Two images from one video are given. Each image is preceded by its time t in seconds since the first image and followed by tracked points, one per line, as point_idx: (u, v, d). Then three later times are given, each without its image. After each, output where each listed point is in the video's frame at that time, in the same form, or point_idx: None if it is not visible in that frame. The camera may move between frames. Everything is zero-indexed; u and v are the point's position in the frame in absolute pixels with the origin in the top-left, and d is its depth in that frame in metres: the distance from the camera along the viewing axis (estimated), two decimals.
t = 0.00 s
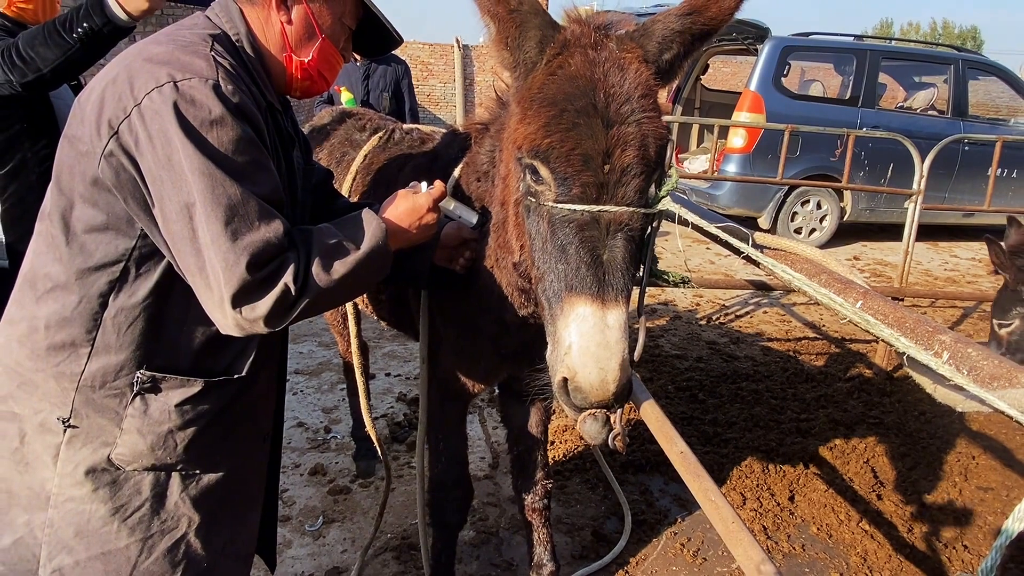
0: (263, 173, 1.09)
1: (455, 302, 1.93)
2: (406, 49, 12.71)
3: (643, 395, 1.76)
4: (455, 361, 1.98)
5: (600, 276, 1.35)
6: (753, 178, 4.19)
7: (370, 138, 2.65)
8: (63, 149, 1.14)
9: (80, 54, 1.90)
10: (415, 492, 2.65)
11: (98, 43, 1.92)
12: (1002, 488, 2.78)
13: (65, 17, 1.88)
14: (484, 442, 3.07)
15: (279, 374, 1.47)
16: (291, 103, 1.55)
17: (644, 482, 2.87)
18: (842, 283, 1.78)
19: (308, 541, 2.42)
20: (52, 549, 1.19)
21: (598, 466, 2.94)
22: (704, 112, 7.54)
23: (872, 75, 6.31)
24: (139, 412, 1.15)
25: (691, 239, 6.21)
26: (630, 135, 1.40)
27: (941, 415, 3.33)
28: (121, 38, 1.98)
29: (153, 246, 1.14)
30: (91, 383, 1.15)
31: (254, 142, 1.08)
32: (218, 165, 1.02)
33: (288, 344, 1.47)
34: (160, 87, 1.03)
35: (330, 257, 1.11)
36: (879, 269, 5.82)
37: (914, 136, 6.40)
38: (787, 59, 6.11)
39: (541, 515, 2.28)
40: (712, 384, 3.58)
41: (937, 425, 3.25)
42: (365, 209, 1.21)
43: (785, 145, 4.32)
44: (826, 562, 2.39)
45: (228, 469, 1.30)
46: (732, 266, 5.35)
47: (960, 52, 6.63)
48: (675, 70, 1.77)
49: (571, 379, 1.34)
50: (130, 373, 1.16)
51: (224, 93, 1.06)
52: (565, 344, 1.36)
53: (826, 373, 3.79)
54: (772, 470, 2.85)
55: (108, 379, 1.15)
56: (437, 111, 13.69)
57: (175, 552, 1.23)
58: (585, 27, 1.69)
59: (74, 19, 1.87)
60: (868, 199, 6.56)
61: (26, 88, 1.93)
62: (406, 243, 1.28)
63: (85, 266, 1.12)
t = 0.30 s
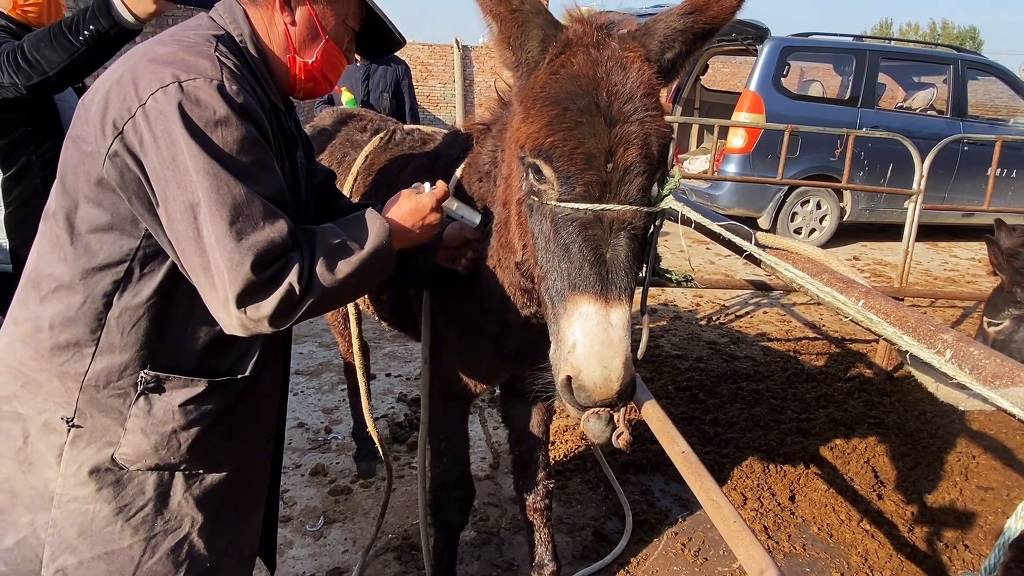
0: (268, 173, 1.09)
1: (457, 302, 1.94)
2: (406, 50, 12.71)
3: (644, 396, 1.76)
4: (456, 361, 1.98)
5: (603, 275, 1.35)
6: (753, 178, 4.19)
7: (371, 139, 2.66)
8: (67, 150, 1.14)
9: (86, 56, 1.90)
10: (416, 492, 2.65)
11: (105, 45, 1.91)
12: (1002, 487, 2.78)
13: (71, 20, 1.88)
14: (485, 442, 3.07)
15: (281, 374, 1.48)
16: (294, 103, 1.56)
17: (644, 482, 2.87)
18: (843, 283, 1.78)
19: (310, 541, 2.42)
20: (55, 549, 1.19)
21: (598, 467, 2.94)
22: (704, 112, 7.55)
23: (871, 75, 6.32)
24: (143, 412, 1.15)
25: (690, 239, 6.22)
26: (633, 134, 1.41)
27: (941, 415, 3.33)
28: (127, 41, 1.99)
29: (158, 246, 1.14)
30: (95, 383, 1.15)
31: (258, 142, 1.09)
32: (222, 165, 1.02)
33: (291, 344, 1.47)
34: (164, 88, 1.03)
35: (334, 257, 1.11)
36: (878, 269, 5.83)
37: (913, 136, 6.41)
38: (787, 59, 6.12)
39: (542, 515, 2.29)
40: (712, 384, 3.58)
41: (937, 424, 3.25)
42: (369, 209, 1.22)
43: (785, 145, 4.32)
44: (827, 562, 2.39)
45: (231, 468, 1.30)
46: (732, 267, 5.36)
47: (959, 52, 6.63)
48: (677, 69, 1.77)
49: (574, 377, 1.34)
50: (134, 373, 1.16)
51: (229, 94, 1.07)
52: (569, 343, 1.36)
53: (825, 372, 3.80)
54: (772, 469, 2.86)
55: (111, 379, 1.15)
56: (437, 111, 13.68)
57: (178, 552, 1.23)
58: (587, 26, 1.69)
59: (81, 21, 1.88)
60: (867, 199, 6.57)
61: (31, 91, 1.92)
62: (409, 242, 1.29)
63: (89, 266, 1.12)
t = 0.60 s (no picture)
0: (269, 174, 1.09)
1: (457, 302, 1.94)
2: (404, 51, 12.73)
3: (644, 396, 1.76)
4: (456, 361, 1.99)
5: (605, 274, 1.35)
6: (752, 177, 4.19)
7: (371, 139, 2.66)
8: (69, 151, 1.14)
9: (88, 57, 1.90)
10: (417, 493, 2.65)
11: (107, 46, 1.91)
12: (1001, 487, 2.79)
13: (74, 21, 1.87)
14: (485, 443, 3.07)
15: (282, 375, 1.48)
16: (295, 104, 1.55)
17: (644, 482, 2.87)
18: (843, 283, 1.79)
19: (310, 542, 2.42)
20: (57, 550, 1.19)
21: (599, 467, 2.94)
22: (702, 112, 7.57)
23: (870, 75, 6.32)
24: (144, 412, 1.15)
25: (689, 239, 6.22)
26: (634, 133, 1.41)
27: (941, 414, 3.34)
28: (129, 42, 1.98)
29: (160, 247, 1.14)
30: (96, 384, 1.15)
31: (260, 143, 1.09)
32: (225, 166, 1.02)
33: (292, 345, 1.47)
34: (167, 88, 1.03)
35: (336, 257, 1.11)
36: (877, 269, 5.83)
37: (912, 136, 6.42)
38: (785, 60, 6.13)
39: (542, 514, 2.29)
40: (712, 384, 3.58)
41: (936, 424, 3.26)
42: (370, 209, 1.22)
43: (784, 146, 4.32)
44: (827, 561, 2.39)
45: (233, 467, 1.30)
46: (731, 267, 5.37)
47: (958, 51, 6.63)
48: (677, 69, 1.77)
49: (575, 376, 1.34)
50: (136, 373, 1.16)
51: (231, 95, 1.07)
52: (570, 342, 1.36)
53: (824, 372, 3.80)
54: (772, 469, 2.86)
55: (113, 379, 1.15)
56: (435, 112, 13.68)
57: (180, 553, 1.23)
58: (588, 26, 1.69)
59: (83, 22, 1.88)
60: (866, 199, 6.58)
61: (33, 92, 1.92)
62: (411, 242, 1.29)
63: (92, 267, 1.13)
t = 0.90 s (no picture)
0: (267, 173, 1.09)
1: (456, 301, 1.94)
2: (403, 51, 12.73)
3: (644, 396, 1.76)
4: (455, 361, 1.99)
5: (603, 271, 1.35)
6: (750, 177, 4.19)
7: (369, 139, 2.66)
8: (67, 150, 1.14)
9: (89, 57, 1.90)
10: (416, 492, 2.65)
11: (106, 46, 1.91)
12: (1000, 485, 2.80)
13: (74, 21, 1.87)
14: (484, 442, 3.08)
15: (281, 375, 1.47)
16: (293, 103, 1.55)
17: (643, 481, 2.87)
18: (841, 281, 1.79)
19: (309, 542, 2.42)
20: (55, 550, 1.19)
21: (598, 466, 2.94)
22: (700, 112, 7.58)
23: (867, 75, 6.33)
24: (143, 412, 1.15)
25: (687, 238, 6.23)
26: (632, 130, 1.41)
27: (939, 413, 3.34)
28: (129, 42, 1.98)
29: (158, 246, 1.14)
30: (95, 383, 1.15)
31: (259, 141, 1.09)
32: (223, 164, 1.02)
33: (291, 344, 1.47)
34: (165, 87, 1.03)
35: (335, 256, 1.11)
36: (875, 268, 5.85)
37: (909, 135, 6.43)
38: (783, 59, 6.14)
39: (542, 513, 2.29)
40: (710, 383, 3.59)
41: (934, 422, 3.26)
42: (369, 207, 1.22)
43: (782, 145, 4.32)
44: (826, 560, 2.40)
45: (233, 467, 1.30)
46: (729, 266, 5.38)
47: (955, 51, 6.64)
48: (675, 67, 1.78)
49: (574, 374, 1.34)
50: (135, 373, 1.16)
51: (229, 93, 1.07)
52: (569, 339, 1.37)
53: (822, 371, 3.81)
54: (770, 468, 2.86)
55: (111, 379, 1.15)
56: (434, 112, 13.68)
57: (179, 553, 1.23)
58: (587, 24, 1.69)
59: (83, 22, 1.87)
60: (864, 198, 6.60)
61: (32, 91, 1.92)
62: (409, 241, 1.29)
63: (90, 267, 1.13)
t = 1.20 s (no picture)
0: (264, 169, 1.09)
1: (456, 299, 1.93)
2: (401, 51, 12.72)
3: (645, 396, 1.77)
4: (456, 359, 1.98)
5: (605, 268, 1.35)
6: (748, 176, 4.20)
7: (368, 137, 2.66)
8: (64, 147, 1.14)
9: (88, 55, 1.89)
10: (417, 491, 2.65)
11: (106, 44, 1.90)
12: (998, 483, 2.81)
13: (74, 18, 1.86)
14: (483, 441, 3.08)
15: (278, 374, 1.47)
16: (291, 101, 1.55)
17: (643, 480, 2.88)
18: (841, 278, 1.80)
19: (309, 541, 2.41)
20: (53, 549, 1.18)
21: (597, 465, 2.94)
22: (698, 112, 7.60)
23: (864, 75, 6.35)
24: (140, 409, 1.15)
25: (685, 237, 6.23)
26: (634, 127, 1.41)
27: (937, 411, 3.35)
28: (129, 41, 1.97)
29: (154, 243, 1.13)
30: (92, 381, 1.15)
31: (256, 137, 1.08)
32: (220, 160, 1.02)
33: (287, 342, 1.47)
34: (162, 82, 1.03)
35: (332, 251, 1.11)
36: (872, 267, 5.86)
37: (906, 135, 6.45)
38: (780, 59, 6.15)
39: (541, 511, 2.30)
40: (709, 382, 3.59)
41: (932, 420, 3.27)
42: (368, 204, 1.22)
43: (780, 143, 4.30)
44: (825, 558, 2.40)
45: (231, 466, 1.30)
46: (727, 266, 5.38)
47: (951, 51, 6.66)
48: (676, 64, 1.78)
49: (576, 370, 1.34)
50: (132, 370, 1.15)
51: (225, 88, 1.06)
52: (571, 336, 1.36)
53: (820, 369, 3.82)
54: (770, 466, 2.87)
55: (108, 377, 1.15)
56: (432, 112, 13.67)
57: (177, 552, 1.23)
58: (588, 20, 1.69)
59: (83, 19, 1.86)
60: (861, 198, 6.62)
61: (31, 89, 1.92)
62: (407, 237, 1.28)
63: (86, 264, 1.12)
